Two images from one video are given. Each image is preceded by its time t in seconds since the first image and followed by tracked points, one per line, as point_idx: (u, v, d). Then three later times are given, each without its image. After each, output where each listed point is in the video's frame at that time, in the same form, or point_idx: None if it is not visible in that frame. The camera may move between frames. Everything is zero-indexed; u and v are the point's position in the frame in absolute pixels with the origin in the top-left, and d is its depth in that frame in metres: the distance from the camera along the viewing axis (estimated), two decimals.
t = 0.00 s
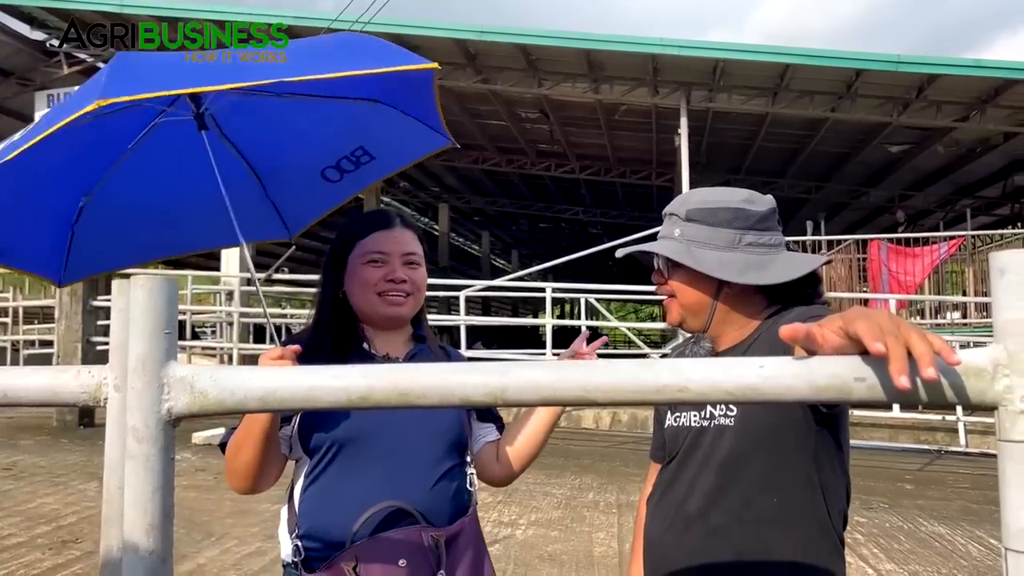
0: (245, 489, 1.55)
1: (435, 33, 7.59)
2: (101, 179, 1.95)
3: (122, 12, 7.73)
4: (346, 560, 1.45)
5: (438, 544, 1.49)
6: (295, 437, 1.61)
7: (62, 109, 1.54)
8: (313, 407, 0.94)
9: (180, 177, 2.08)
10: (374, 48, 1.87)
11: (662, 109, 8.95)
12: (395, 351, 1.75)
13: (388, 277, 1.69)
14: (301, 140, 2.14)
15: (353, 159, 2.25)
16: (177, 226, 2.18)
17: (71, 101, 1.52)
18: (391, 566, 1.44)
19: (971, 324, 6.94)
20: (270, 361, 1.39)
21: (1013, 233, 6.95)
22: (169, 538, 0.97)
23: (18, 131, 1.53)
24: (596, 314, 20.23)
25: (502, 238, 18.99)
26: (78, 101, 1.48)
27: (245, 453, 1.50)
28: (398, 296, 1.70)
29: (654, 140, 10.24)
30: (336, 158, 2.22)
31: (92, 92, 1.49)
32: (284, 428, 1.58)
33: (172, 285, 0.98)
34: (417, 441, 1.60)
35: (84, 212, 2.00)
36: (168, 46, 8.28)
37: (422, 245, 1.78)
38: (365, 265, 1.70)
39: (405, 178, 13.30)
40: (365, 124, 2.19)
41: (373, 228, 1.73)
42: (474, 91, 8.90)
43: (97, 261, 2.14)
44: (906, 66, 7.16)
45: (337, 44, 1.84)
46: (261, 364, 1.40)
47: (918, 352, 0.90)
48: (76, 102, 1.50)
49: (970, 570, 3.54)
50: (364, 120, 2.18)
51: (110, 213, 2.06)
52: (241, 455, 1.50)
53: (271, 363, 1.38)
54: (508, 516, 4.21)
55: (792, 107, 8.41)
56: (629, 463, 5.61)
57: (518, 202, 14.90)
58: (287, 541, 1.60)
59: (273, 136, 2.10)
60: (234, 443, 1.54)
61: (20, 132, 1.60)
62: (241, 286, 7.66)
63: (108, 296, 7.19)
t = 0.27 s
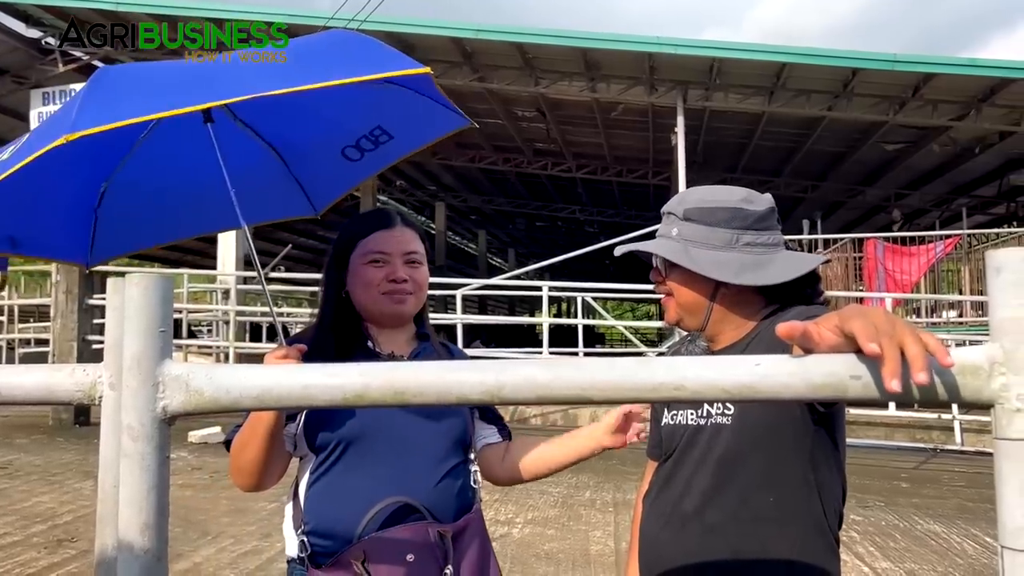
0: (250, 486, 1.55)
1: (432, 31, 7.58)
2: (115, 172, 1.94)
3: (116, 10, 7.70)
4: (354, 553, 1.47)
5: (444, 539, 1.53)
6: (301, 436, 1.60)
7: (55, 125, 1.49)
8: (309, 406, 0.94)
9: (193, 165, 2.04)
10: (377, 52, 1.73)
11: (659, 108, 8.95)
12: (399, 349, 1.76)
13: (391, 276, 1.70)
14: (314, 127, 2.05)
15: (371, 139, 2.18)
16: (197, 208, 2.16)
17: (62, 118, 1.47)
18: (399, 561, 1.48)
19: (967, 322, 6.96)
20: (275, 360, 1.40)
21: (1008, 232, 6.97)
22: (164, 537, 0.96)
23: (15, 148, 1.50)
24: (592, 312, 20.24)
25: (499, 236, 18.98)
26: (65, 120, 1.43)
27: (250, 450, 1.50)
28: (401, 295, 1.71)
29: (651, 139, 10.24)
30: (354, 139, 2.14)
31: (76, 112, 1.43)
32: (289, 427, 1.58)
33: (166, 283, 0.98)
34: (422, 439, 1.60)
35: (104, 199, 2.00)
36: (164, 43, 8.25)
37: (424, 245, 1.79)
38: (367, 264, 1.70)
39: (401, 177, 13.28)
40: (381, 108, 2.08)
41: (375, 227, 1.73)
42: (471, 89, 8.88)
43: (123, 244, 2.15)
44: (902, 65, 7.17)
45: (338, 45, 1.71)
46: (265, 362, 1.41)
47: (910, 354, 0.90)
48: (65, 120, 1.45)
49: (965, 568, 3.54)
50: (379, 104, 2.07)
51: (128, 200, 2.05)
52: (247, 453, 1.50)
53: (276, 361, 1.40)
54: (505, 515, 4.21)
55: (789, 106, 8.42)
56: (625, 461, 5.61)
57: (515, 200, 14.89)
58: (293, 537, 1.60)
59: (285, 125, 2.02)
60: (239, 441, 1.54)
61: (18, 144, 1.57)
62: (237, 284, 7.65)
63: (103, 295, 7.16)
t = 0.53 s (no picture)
0: (251, 481, 1.56)
1: (429, 30, 7.58)
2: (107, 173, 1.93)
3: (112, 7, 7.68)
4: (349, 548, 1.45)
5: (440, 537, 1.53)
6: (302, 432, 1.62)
7: (63, 126, 1.49)
8: (301, 406, 0.94)
9: (182, 165, 2.03)
10: (377, 52, 1.75)
11: (656, 107, 8.96)
12: (401, 348, 1.74)
13: (387, 277, 1.70)
14: (306, 126, 2.06)
15: (356, 139, 2.20)
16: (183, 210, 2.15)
17: (72, 119, 1.46)
18: (395, 559, 1.46)
19: (962, 321, 6.98)
20: (275, 359, 1.40)
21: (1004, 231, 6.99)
22: (157, 537, 0.96)
23: (19, 150, 1.48)
24: (589, 311, 20.25)
25: (496, 234, 18.98)
26: (79, 120, 1.43)
27: (250, 444, 1.51)
28: (399, 294, 1.71)
29: (648, 138, 10.25)
30: (340, 140, 2.17)
31: (91, 113, 1.42)
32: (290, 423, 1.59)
33: (159, 283, 0.98)
34: (421, 439, 1.60)
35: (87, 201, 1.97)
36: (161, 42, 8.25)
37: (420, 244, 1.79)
38: (364, 265, 1.71)
39: (398, 175, 13.27)
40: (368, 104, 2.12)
41: (371, 228, 1.74)
42: (468, 88, 8.88)
43: (105, 247, 2.12)
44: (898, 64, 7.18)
45: (340, 44, 1.72)
46: (264, 361, 1.41)
47: (882, 383, 0.90)
48: (76, 121, 1.44)
49: (960, 566, 3.56)
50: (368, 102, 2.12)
51: (113, 201, 2.03)
52: (247, 448, 1.52)
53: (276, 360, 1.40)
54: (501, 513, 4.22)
55: (785, 105, 8.43)
56: (621, 460, 5.62)
57: (512, 199, 14.89)
58: (293, 533, 1.61)
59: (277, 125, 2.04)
60: (240, 436, 1.55)
61: (22, 144, 1.55)
62: (233, 283, 7.64)
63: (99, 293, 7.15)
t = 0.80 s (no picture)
0: (248, 473, 1.56)
1: (426, 28, 7.58)
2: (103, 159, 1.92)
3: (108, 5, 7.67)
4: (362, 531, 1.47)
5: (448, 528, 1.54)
6: (301, 424, 1.62)
7: (93, 119, 1.51)
8: (293, 403, 0.94)
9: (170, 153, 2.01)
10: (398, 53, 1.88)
11: (653, 105, 8.96)
12: (408, 346, 1.74)
13: (391, 280, 1.69)
14: (301, 120, 2.08)
15: (349, 130, 2.23)
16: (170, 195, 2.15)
17: (110, 113, 1.50)
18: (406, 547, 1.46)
19: (958, 320, 6.99)
20: (276, 352, 1.40)
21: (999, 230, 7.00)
22: (147, 535, 0.96)
23: (44, 140, 1.49)
24: (587, 309, 20.27)
25: (493, 233, 18.98)
26: (122, 114, 1.48)
27: (247, 437, 1.52)
28: (403, 296, 1.70)
29: (644, 136, 10.26)
30: (331, 130, 2.18)
31: (136, 108, 1.48)
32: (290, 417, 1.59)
33: (150, 280, 0.98)
34: (426, 433, 1.60)
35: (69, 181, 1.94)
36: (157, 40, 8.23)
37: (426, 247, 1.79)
38: (368, 269, 1.71)
39: (395, 173, 13.25)
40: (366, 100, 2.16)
41: (375, 232, 1.74)
42: (465, 86, 8.88)
43: (86, 227, 2.11)
44: (895, 62, 7.17)
45: (359, 45, 1.84)
46: (267, 355, 1.41)
47: (868, 379, 0.91)
48: (114, 115, 1.49)
49: (956, 565, 3.57)
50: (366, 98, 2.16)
51: (102, 183, 2.03)
52: (243, 440, 1.53)
53: (277, 354, 1.40)
54: (497, 511, 4.21)
55: (781, 103, 8.44)
56: (618, 458, 5.62)
57: (509, 197, 14.88)
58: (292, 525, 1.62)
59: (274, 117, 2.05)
60: (237, 429, 1.56)
61: (42, 132, 1.56)
62: (229, 281, 7.63)
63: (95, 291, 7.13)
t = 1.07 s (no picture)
0: (249, 474, 1.56)
1: (424, 26, 7.58)
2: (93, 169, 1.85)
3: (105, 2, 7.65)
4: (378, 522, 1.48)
5: (458, 520, 1.57)
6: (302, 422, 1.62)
7: (123, 122, 1.52)
8: (290, 401, 0.94)
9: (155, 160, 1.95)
10: (402, 49, 2.01)
11: (650, 104, 8.96)
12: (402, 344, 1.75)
13: (408, 278, 1.70)
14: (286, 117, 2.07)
15: (327, 123, 2.22)
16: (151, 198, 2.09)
17: (144, 116, 1.53)
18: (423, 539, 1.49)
19: (955, 318, 7.01)
20: (287, 349, 1.40)
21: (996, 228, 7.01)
22: (144, 533, 0.96)
23: (71, 144, 1.48)
24: (584, 307, 20.28)
25: (491, 231, 18.97)
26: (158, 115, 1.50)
27: (250, 436, 1.52)
28: (414, 296, 1.72)
29: (642, 135, 10.26)
30: (307, 124, 2.16)
31: (175, 110, 1.51)
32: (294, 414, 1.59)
33: (145, 278, 0.98)
34: (433, 430, 1.62)
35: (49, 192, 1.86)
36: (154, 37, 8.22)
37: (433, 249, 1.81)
38: (386, 263, 1.70)
39: (393, 171, 13.24)
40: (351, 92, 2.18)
41: (393, 229, 1.74)
42: (462, 85, 8.87)
43: (64, 232, 2.05)
44: (893, 61, 7.18)
45: (364, 44, 1.94)
46: (277, 352, 1.41)
47: (852, 353, 0.91)
48: (147, 118, 1.51)
49: (952, 563, 3.58)
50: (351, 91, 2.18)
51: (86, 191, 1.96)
52: (246, 439, 1.52)
53: (289, 351, 1.40)
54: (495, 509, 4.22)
55: (779, 102, 8.45)
56: (615, 456, 5.63)
57: (507, 195, 14.88)
58: (292, 523, 1.60)
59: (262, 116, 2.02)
60: (240, 427, 1.55)
61: (63, 136, 1.55)
62: (227, 280, 7.62)
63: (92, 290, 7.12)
